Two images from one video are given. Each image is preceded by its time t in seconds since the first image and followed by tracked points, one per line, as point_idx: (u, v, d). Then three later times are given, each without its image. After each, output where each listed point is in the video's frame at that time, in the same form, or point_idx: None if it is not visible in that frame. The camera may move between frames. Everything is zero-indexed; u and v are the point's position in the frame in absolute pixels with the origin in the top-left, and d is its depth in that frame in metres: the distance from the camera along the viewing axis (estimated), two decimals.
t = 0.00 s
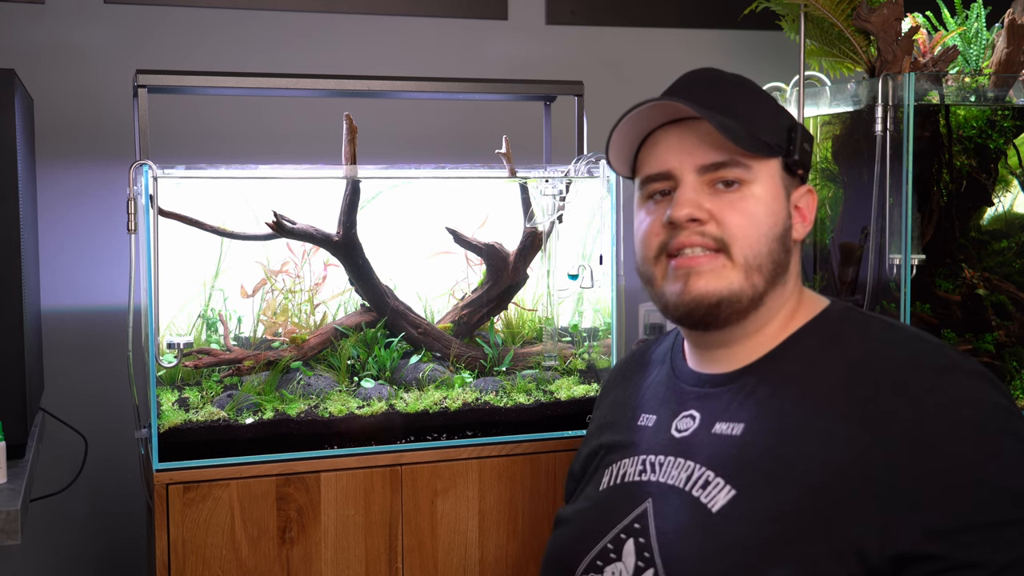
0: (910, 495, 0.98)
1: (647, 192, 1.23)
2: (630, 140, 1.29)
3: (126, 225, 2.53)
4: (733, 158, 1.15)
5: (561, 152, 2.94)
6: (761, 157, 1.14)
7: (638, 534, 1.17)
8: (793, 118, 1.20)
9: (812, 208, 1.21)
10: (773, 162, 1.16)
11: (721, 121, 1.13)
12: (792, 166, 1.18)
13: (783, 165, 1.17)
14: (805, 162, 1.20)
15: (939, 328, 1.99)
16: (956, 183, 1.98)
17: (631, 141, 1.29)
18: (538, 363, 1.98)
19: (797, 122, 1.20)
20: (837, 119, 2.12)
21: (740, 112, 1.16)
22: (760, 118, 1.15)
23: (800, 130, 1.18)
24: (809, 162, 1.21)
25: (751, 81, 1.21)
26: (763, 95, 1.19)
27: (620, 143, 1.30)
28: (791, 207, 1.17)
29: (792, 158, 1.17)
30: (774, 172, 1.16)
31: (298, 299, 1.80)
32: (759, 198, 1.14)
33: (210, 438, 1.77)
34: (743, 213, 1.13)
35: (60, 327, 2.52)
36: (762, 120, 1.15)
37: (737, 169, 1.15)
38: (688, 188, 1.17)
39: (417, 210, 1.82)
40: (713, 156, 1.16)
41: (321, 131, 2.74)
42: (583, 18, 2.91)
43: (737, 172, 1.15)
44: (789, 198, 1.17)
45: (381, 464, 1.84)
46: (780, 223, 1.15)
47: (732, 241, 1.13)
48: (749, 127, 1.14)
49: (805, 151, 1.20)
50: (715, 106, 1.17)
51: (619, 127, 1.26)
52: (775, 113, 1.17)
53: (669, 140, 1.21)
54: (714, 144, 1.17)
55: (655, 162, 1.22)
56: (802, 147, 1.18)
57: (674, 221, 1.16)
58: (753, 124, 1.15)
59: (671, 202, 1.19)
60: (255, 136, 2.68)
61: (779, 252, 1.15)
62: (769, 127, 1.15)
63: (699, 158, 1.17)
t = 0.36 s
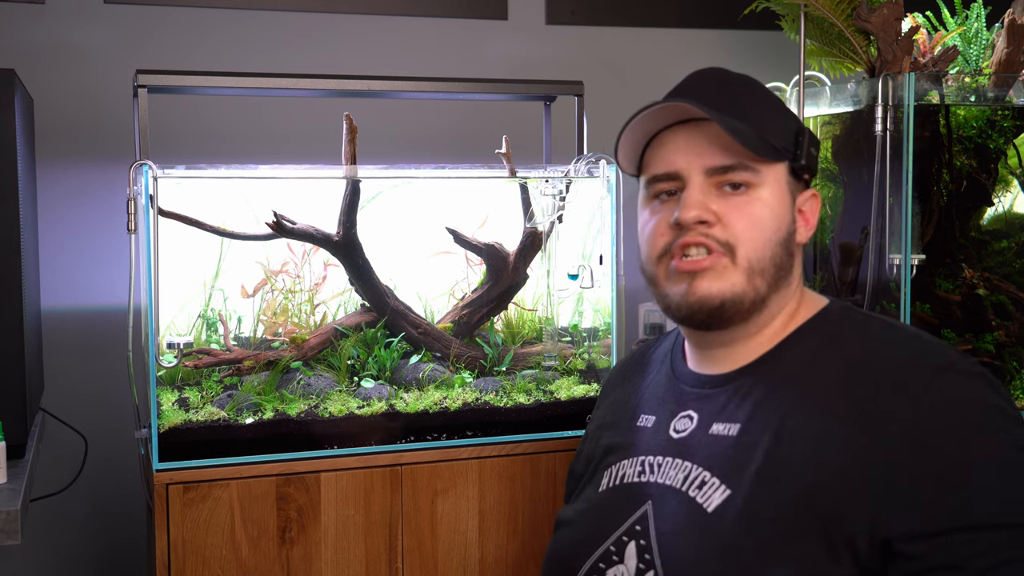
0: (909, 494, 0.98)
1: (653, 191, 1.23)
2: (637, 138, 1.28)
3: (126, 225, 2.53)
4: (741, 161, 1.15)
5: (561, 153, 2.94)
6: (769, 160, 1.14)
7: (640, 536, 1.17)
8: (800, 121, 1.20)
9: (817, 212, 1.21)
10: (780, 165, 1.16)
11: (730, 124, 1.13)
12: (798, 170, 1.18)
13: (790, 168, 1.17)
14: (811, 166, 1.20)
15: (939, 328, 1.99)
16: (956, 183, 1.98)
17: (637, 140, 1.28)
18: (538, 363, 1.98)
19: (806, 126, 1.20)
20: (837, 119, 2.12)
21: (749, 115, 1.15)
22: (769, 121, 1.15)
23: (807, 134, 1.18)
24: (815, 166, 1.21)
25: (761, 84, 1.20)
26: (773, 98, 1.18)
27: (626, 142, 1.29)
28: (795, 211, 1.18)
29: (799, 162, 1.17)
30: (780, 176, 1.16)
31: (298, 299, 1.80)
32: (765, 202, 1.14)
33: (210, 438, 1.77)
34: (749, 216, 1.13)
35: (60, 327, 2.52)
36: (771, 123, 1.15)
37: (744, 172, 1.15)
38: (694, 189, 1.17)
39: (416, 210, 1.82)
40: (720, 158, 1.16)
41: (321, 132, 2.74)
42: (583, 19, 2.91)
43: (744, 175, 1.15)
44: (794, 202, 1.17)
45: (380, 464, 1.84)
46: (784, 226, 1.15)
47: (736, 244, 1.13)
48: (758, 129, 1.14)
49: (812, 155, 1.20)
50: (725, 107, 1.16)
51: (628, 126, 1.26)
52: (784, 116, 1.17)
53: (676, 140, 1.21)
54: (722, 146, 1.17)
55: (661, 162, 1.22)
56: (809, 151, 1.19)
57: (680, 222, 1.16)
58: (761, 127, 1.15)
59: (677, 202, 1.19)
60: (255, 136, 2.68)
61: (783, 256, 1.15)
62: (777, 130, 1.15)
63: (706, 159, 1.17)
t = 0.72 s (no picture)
0: (911, 494, 0.98)
1: (651, 191, 1.23)
2: (636, 139, 1.28)
3: (126, 225, 2.53)
4: (738, 160, 1.15)
5: (562, 152, 2.94)
6: (767, 159, 1.14)
7: (641, 535, 1.17)
8: (799, 120, 1.20)
9: (817, 211, 1.21)
10: (778, 164, 1.16)
11: (726, 123, 1.13)
12: (797, 169, 1.17)
13: (788, 167, 1.17)
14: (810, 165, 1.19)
15: (939, 328, 1.99)
16: (956, 183, 1.98)
17: (636, 141, 1.29)
18: (538, 363, 1.98)
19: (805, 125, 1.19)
20: (837, 119, 2.12)
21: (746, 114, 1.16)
22: (766, 120, 1.16)
23: (806, 133, 1.18)
24: (816, 164, 1.20)
25: (760, 83, 1.20)
26: (770, 97, 1.19)
27: (626, 142, 1.29)
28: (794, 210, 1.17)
29: (798, 161, 1.17)
30: (779, 175, 1.16)
31: (298, 299, 1.80)
32: (763, 201, 1.14)
33: (210, 438, 1.77)
34: (746, 215, 1.13)
35: (60, 327, 2.52)
36: (768, 122, 1.15)
37: (742, 171, 1.15)
38: (692, 188, 1.17)
39: (416, 210, 1.82)
40: (717, 157, 1.16)
41: (322, 132, 2.74)
42: (583, 18, 2.91)
43: (742, 174, 1.15)
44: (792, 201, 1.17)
45: (381, 464, 1.84)
46: (782, 226, 1.15)
47: (733, 243, 1.14)
48: (756, 129, 1.14)
49: (811, 154, 1.20)
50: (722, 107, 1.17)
51: (625, 126, 1.26)
52: (782, 116, 1.17)
53: (675, 140, 1.21)
54: (720, 145, 1.17)
55: (659, 162, 1.22)
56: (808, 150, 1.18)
57: (677, 221, 1.16)
58: (759, 126, 1.15)
59: (675, 202, 1.19)
60: (256, 136, 2.68)
61: (781, 255, 1.15)
62: (775, 129, 1.15)
63: (704, 159, 1.17)
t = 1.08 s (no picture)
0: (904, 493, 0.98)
1: (638, 193, 1.23)
2: (622, 141, 1.28)
3: (126, 225, 2.53)
4: (725, 160, 1.15)
5: (561, 153, 2.94)
6: (753, 159, 1.14)
7: (638, 541, 1.17)
8: (784, 120, 1.20)
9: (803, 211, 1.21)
10: (764, 164, 1.16)
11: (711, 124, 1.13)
12: (783, 169, 1.18)
13: (774, 167, 1.17)
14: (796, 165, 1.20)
15: (939, 328, 1.99)
16: (956, 183, 1.98)
17: (624, 142, 1.29)
18: (538, 363, 1.98)
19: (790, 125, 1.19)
20: (837, 118, 2.12)
21: (732, 114, 1.15)
22: (752, 119, 1.15)
23: (792, 133, 1.18)
24: (802, 164, 1.21)
25: (743, 83, 1.21)
26: (755, 97, 1.19)
27: (614, 144, 1.29)
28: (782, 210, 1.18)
29: (784, 160, 1.17)
30: (765, 175, 1.16)
31: (298, 299, 1.80)
32: (751, 201, 1.14)
33: (210, 438, 1.77)
34: (734, 215, 1.13)
35: (60, 327, 2.52)
36: (755, 121, 1.15)
37: (729, 171, 1.15)
38: (679, 189, 1.17)
39: (417, 210, 1.82)
40: (704, 157, 1.16)
41: (320, 132, 2.74)
42: (583, 18, 2.91)
43: (728, 175, 1.15)
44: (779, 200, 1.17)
45: (381, 464, 1.84)
46: (770, 225, 1.15)
47: (722, 243, 1.13)
48: (741, 129, 1.14)
49: (797, 153, 1.20)
50: (708, 107, 1.17)
51: (611, 128, 1.26)
52: (767, 115, 1.17)
53: (661, 142, 1.21)
54: (706, 146, 1.17)
55: (647, 164, 1.22)
56: (794, 149, 1.18)
57: (666, 222, 1.16)
58: (744, 126, 1.15)
59: (663, 203, 1.19)
60: (254, 137, 2.68)
61: (770, 254, 1.15)
62: (760, 129, 1.15)
63: (691, 159, 1.17)
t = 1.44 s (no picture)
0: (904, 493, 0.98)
1: (638, 195, 1.23)
2: (621, 142, 1.28)
3: (126, 225, 2.53)
4: (723, 161, 1.15)
5: (561, 152, 2.94)
6: (751, 159, 1.14)
7: (637, 539, 1.17)
8: (782, 119, 1.19)
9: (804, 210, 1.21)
10: (763, 164, 1.16)
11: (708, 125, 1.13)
12: (782, 169, 1.17)
13: (773, 166, 1.16)
14: (795, 165, 1.19)
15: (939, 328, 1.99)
16: (956, 183, 1.98)
17: (623, 144, 1.28)
18: (538, 363, 1.98)
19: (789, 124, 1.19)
20: (837, 118, 2.12)
21: (730, 114, 1.15)
22: (750, 120, 1.15)
23: (790, 133, 1.18)
24: (801, 163, 1.20)
25: (741, 83, 1.20)
26: (752, 97, 1.18)
27: (612, 147, 1.29)
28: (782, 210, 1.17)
29: (782, 160, 1.17)
30: (764, 175, 1.15)
31: (298, 299, 1.80)
32: (750, 201, 1.14)
33: (210, 438, 1.77)
34: (733, 216, 1.13)
35: (60, 327, 2.52)
36: (753, 122, 1.15)
37: (728, 172, 1.15)
38: (678, 191, 1.17)
39: (417, 210, 1.82)
40: (702, 159, 1.16)
41: (320, 132, 2.74)
42: (583, 18, 2.91)
43: (727, 176, 1.15)
44: (779, 200, 1.17)
45: (381, 464, 1.84)
46: (770, 226, 1.15)
47: (721, 245, 1.13)
48: (739, 129, 1.14)
49: (796, 153, 1.20)
50: (705, 108, 1.16)
51: (609, 130, 1.26)
52: (766, 115, 1.16)
53: (659, 144, 1.21)
54: (704, 147, 1.17)
55: (645, 167, 1.22)
56: (792, 148, 1.18)
57: (665, 224, 1.16)
58: (742, 126, 1.14)
59: (662, 205, 1.19)
60: (255, 136, 2.67)
61: (770, 255, 1.14)
62: (758, 129, 1.15)
63: (689, 161, 1.17)
